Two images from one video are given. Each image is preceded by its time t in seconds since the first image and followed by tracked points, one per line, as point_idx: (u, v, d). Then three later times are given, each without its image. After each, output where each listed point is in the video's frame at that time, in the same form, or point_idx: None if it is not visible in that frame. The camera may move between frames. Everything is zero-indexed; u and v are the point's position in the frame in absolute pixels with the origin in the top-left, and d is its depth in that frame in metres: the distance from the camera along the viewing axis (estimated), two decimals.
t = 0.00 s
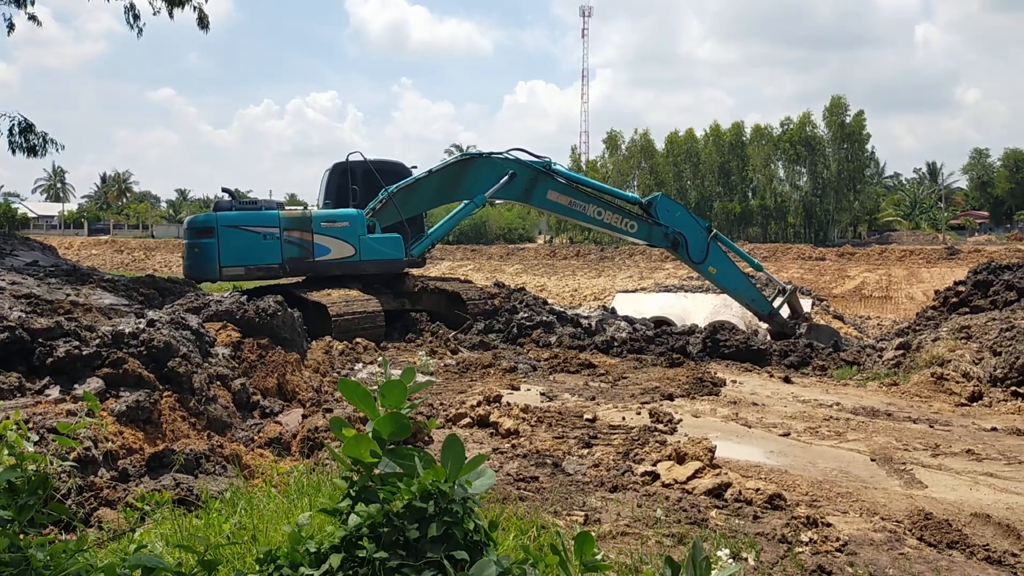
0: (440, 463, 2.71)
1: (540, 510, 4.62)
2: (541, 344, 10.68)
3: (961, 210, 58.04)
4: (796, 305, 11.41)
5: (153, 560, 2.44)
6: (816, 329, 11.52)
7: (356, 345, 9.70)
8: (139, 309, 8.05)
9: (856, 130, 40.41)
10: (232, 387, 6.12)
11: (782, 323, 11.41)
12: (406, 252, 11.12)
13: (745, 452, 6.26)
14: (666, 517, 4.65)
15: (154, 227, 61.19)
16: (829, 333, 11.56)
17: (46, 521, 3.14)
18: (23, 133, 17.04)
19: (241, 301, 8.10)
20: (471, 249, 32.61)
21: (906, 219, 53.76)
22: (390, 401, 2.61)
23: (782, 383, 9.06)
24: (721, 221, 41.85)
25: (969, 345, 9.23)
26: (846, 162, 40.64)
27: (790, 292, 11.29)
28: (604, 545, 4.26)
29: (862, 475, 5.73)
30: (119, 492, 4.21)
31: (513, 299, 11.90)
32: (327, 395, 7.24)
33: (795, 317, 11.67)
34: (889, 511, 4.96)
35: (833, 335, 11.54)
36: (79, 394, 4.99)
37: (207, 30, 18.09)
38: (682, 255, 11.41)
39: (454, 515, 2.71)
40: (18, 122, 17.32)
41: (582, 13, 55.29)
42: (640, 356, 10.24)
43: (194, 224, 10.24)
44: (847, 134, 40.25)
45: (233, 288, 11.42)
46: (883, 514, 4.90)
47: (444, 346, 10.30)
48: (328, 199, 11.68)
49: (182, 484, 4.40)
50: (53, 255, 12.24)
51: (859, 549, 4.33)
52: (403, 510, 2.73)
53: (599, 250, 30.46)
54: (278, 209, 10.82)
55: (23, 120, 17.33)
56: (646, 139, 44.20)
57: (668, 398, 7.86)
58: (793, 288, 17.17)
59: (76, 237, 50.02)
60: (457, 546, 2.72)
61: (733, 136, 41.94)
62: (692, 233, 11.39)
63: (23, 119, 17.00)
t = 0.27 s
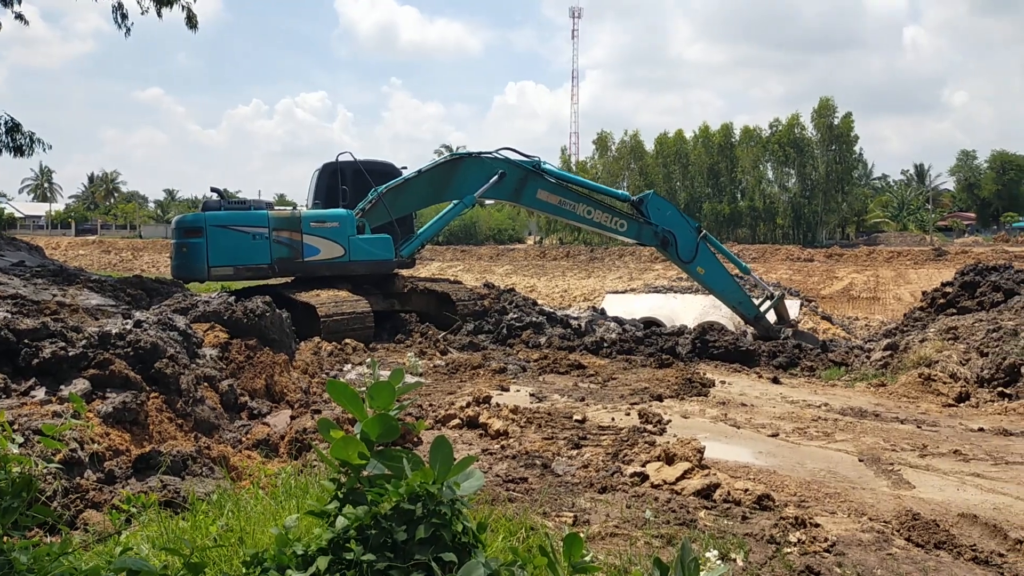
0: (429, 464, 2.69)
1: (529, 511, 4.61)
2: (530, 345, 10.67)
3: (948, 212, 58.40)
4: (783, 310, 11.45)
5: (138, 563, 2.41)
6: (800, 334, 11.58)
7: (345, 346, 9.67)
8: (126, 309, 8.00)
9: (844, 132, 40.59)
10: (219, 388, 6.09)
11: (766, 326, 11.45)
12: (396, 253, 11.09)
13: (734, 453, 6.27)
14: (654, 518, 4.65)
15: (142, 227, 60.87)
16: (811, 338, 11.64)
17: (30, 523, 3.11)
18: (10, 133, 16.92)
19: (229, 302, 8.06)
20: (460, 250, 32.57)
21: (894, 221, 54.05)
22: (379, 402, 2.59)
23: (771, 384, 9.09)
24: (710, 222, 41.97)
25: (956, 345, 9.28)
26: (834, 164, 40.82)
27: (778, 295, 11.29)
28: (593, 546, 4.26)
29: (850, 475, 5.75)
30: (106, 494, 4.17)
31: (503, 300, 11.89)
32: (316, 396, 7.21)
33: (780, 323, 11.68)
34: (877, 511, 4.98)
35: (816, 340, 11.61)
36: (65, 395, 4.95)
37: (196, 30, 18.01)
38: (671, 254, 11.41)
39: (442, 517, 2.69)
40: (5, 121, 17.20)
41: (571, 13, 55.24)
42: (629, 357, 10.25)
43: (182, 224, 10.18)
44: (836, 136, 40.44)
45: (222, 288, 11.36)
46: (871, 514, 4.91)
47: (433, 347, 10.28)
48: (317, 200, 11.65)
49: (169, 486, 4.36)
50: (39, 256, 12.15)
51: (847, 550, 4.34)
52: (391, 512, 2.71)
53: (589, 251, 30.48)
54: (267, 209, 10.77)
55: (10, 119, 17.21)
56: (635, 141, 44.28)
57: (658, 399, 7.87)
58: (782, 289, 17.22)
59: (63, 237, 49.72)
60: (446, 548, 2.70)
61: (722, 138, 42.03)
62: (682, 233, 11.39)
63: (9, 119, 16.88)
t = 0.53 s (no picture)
0: (413, 467, 2.68)
1: (515, 513, 4.60)
2: (516, 346, 10.66)
3: (932, 214, 58.88)
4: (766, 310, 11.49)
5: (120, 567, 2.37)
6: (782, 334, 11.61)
7: (330, 348, 9.63)
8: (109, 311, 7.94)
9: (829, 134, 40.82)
10: (203, 391, 6.05)
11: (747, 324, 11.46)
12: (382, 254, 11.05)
13: (719, 454, 6.27)
14: (640, 520, 4.65)
15: (125, 227, 60.42)
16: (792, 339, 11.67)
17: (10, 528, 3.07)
18: None
19: (213, 303, 8.01)
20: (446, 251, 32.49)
21: (878, 222, 54.41)
22: (363, 404, 2.57)
23: (756, 385, 9.12)
24: (696, 223, 42.10)
25: (940, 347, 9.35)
26: (819, 166, 41.05)
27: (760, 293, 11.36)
28: (579, 548, 4.26)
29: (835, 476, 5.77)
30: (88, 497, 4.13)
31: (489, 301, 11.87)
32: (301, 398, 7.17)
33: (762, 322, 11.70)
34: (861, 511, 5.00)
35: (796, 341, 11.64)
36: (47, 397, 4.90)
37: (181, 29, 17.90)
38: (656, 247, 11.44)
39: (427, 520, 2.68)
40: None
41: (558, 15, 55.33)
42: (616, 358, 10.26)
43: (167, 225, 10.11)
44: (820, 138, 40.67)
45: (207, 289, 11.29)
46: (855, 515, 4.93)
47: (419, 349, 10.25)
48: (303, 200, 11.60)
49: (152, 489, 4.32)
50: (21, 256, 12.03)
51: (832, 551, 4.36)
52: (375, 515, 2.70)
53: (575, 252, 30.49)
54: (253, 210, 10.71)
55: None
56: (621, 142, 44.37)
57: (644, 400, 7.88)
58: (767, 291, 17.28)
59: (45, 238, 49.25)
60: (430, 552, 2.68)
61: (707, 140, 42.12)
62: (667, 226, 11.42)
63: None
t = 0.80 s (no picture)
0: (397, 471, 2.67)
1: (501, 515, 4.59)
2: (502, 348, 10.65)
3: (914, 215, 59.35)
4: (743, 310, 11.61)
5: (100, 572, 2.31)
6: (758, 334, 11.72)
7: (315, 350, 9.58)
8: (91, 313, 7.86)
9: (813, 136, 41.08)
10: (185, 393, 6.00)
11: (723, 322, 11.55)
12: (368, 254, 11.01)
13: (704, 455, 6.28)
14: (625, 521, 4.65)
15: (108, 229, 59.94)
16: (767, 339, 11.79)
17: None
18: None
19: (197, 305, 7.95)
20: (432, 253, 32.43)
21: (861, 224, 54.80)
22: (346, 406, 2.55)
23: (741, 386, 9.15)
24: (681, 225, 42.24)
25: (922, 347, 9.42)
26: (803, 168, 41.30)
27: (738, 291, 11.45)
28: (564, 550, 4.25)
29: (819, 477, 5.80)
30: (69, 501, 4.09)
31: (474, 303, 11.85)
32: (285, 400, 7.13)
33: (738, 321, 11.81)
34: (845, 512, 5.03)
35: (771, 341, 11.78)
36: (27, 400, 4.84)
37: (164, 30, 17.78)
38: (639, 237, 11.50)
39: (411, 523, 2.66)
40: None
41: (544, 17, 55.41)
42: (601, 359, 10.27)
43: (150, 226, 10.04)
44: (804, 140, 40.93)
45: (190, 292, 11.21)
46: (839, 516, 4.95)
47: (404, 350, 10.22)
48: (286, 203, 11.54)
49: (134, 492, 4.28)
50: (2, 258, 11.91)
51: (816, 551, 4.37)
52: (358, 518, 2.69)
53: (561, 254, 30.51)
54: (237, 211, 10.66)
55: None
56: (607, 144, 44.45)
57: (629, 401, 7.89)
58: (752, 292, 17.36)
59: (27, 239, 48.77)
60: (414, 555, 2.67)
61: (693, 142, 42.25)
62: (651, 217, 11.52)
63: None
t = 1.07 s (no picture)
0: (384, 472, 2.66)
1: (489, 516, 4.59)
2: (490, 349, 10.63)
3: (900, 217, 59.71)
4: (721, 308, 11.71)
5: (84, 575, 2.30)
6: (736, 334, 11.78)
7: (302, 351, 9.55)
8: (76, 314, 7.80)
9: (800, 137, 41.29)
10: (172, 395, 5.96)
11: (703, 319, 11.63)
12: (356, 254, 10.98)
13: (692, 455, 6.29)
14: (614, 522, 4.65)
15: (94, 230, 59.56)
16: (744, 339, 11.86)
17: None
18: None
19: (184, 307, 7.90)
20: (420, 254, 32.38)
21: (848, 225, 55.12)
22: (333, 407, 2.54)
23: (729, 387, 9.18)
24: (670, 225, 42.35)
25: (908, 348, 9.47)
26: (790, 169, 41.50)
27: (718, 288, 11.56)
28: (552, 551, 4.25)
29: (806, 477, 5.82)
30: (53, 503, 4.05)
31: (463, 304, 11.84)
32: (272, 401, 7.10)
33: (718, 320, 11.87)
34: (832, 512, 5.04)
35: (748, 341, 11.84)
36: (11, 402, 4.79)
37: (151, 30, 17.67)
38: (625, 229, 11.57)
39: (398, 525, 2.65)
40: None
41: (533, 18, 55.45)
42: (589, 360, 10.28)
43: (138, 227, 9.98)
44: (791, 141, 41.14)
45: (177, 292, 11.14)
46: (826, 515, 4.97)
47: (392, 351, 10.20)
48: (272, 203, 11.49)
49: (119, 495, 4.24)
50: None
51: (803, 551, 4.38)
52: (346, 520, 2.67)
53: (549, 255, 30.52)
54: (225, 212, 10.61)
55: None
56: (596, 145, 44.51)
57: (617, 402, 7.89)
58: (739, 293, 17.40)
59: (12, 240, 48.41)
60: (401, 557, 2.65)
61: (681, 143, 42.38)
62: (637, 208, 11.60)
63: None
